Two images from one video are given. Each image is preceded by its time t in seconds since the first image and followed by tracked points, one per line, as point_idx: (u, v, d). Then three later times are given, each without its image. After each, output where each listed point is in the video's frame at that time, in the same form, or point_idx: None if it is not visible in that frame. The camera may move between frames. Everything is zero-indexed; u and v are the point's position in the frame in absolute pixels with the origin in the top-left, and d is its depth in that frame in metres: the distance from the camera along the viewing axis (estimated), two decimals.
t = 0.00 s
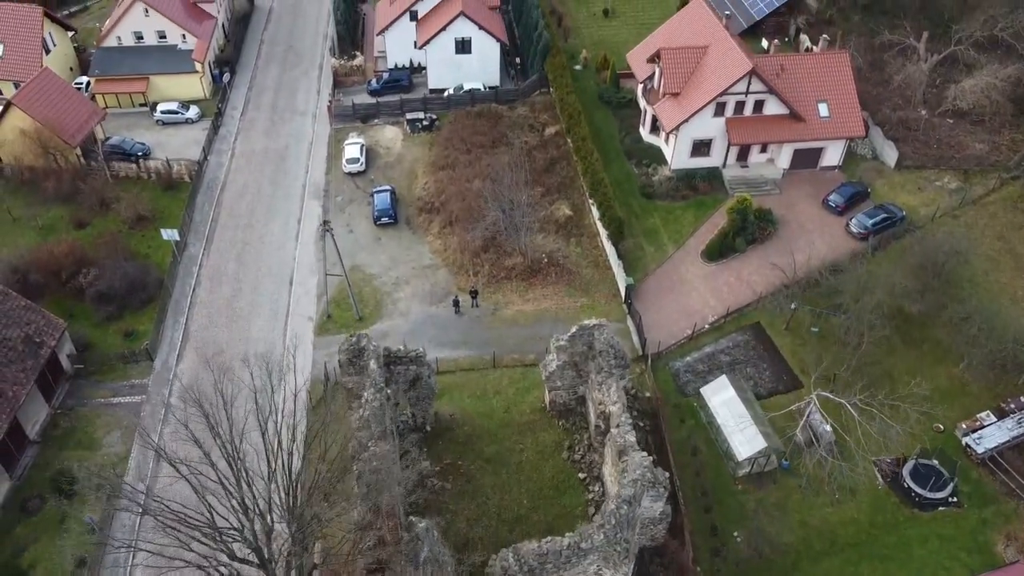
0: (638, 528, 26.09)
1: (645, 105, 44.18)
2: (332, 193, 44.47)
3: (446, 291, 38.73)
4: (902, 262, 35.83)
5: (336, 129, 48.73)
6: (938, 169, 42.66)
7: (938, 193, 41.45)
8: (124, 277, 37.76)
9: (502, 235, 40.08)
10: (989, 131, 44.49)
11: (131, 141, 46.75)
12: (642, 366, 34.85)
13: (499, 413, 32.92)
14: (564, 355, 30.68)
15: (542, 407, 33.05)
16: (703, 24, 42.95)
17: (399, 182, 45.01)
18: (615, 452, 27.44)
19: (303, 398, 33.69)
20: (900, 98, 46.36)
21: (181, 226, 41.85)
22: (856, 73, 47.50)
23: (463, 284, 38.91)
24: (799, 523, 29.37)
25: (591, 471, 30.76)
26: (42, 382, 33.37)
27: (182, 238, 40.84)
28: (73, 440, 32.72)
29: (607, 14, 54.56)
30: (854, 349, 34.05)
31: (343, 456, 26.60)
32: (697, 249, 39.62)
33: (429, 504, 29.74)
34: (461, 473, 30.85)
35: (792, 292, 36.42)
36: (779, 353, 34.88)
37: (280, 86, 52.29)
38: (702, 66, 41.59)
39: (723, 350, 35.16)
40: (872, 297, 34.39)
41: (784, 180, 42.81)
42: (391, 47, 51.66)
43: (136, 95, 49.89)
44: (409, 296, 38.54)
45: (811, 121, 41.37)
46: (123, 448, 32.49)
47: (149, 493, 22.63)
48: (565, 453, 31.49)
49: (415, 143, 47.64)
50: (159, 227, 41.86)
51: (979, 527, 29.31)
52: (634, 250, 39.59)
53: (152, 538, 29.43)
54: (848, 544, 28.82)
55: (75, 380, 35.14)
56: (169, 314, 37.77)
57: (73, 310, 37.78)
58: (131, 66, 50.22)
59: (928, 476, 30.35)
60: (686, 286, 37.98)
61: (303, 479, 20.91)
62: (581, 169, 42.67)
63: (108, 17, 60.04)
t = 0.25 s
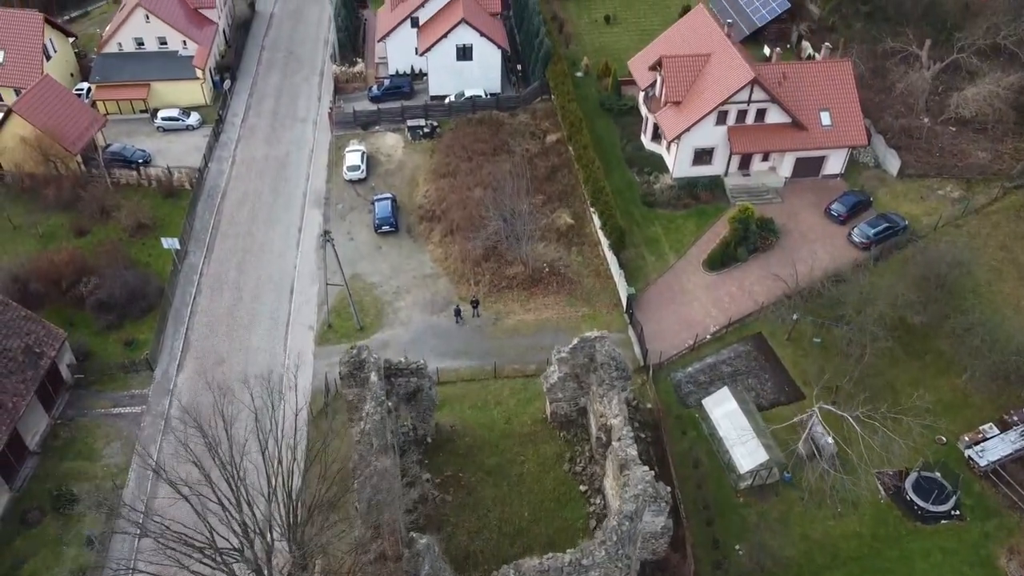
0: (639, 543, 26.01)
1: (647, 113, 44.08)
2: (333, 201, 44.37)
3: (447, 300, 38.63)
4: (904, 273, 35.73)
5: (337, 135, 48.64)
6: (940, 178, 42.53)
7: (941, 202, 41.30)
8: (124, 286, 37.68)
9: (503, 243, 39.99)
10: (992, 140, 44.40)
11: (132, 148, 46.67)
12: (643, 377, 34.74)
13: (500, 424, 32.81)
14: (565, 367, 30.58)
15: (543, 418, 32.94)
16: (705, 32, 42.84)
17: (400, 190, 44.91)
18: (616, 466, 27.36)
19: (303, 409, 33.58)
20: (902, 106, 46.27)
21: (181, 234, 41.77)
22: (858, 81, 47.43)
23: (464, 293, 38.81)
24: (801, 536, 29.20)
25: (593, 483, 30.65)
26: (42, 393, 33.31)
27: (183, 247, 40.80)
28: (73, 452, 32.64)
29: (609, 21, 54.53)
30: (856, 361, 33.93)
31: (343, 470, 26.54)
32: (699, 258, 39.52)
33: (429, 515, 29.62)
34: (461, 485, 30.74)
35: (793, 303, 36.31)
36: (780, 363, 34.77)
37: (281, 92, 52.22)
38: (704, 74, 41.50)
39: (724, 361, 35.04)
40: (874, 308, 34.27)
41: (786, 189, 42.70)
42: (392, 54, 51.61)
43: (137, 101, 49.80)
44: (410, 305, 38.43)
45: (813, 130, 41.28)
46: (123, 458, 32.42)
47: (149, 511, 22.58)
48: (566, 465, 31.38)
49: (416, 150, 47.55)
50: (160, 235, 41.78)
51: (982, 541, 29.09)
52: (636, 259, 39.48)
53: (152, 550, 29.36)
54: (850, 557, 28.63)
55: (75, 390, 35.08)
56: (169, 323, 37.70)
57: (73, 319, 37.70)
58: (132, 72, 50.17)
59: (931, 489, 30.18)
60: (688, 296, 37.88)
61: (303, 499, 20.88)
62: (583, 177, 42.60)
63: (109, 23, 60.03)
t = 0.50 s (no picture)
0: (641, 560, 25.84)
1: (649, 122, 43.94)
2: (334, 210, 44.24)
3: (448, 311, 38.50)
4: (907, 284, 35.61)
5: (338, 143, 48.54)
6: (943, 188, 42.38)
7: (944, 212, 41.14)
8: (125, 296, 37.54)
9: (504, 253, 39.85)
10: (995, 149, 44.25)
11: (133, 156, 46.55)
12: (645, 389, 34.59)
13: (501, 437, 32.68)
14: (567, 381, 30.45)
15: (544, 431, 32.79)
16: (708, 40, 42.70)
17: (402, 198, 44.78)
18: (619, 482, 27.21)
19: (304, 422, 33.48)
20: (905, 115, 46.13)
21: (182, 244, 41.64)
22: (860, 89, 47.28)
23: (465, 303, 38.67)
24: (804, 551, 29.02)
25: (594, 497, 30.51)
26: (43, 405, 33.20)
27: (184, 257, 40.67)
28: (73, 464, 32.51)
29: (610, 28, 54.47)
30: (859, 374, 33.77)
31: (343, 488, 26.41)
32: (701, 268, 39.39)
33: (430, 528, 29.49)
34: (463, 499, 30.60)
35: (796, 314, 36.15)
36: (783, 376, 34.61)
37: (282, 99, 52.11)
38: (706, 83, 41.36)
39: (727, 373, 34.90)
40: (877, 320, 34.11)
41: (789, 198, 42.57)
42: (394, 61, 51.50)
43: (138, 108, 49.68)
44: (411, 315, 38.31)
45: (815, 139, 41.16)
46: (123, 471, 32.30)
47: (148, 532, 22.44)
48: (568, 479, 31.22)
49: (418, 158, 47.44)
50: (161, 245, 41.67)
51: (986, 556, 28.87)
52: (638, 269, 39.34)
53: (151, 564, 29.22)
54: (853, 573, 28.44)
55: (75, 400, 34.97)
56: (170, 334, 37.60)
57: (74, 329, 37.58)
58: (132, 80, 50.06)
59: (935, 503, 29.85)
60: (690, 307, 37.75)
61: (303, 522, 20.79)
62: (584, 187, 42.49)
63: (110, 29, 59.96)
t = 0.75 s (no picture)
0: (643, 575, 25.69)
1: (651, 130, 43.82)
2: (335, 217, 44.12)
3: (449, 320, 38.36)
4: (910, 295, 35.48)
5: (339, 150, 48.42)
6: (946, 196, 42.22)
7: (947, 221, 40.98)
8: (125, 305, 37.42)
9: (505, 262, 39.72)
10: (998, 157, 44.08)
11: (133, 162, 46.42)
12: (647, 399, 34.45)
13: (503, 448, 32.54)
14: (569, 393, 30.33)
15: (546, 443, 32.66)
16: (710, 48, 42.57)
17: (402, 205, 44.64)
18: (621, 496, 27.08)
19: (304, 432, 33.38)
20: (907, 122, 46.01)
21: (182, 251, 41.53)
22: (863, 96, 47.14)
23: (466, 312, 38.53)
24: (807, 564, 28.84)
25: (596, 509, 30.37)
26: (42, 416, 33.09)
27: (184, 265, 40.54)
28: (73, 475, 32.38)
29: (612, 34, 54.43)
30: (862, 385, 33.62)
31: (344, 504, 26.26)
32: (703, 277, 39.27)
33: (430, 541, 29.34)
34: (464, 511, 30.47)
35: (798, 324, 36.02)
36: (786, 386, 34.46)
37: (283, 105, 52.00)
38: (708, 91, 41.23)
39: (729, 383, 34.75)
40: (880, 331, 33.96)
41: (791, 207, 42.44)
42: (395, 67, 51.41)
43: (138, 115, 49.53)
44: (412, 324, 38.19)
45: (818, 147, 41.04)
46: (123, 482, 32.18)
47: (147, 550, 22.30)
48: (569, 491, 31.08)
49: (419, 164, 47.31)
50: (161, 253, 41.56)
51: (990, 570, 28.67)
52: (639, 278, 39.20)
53: None
54: None
55: (74, 410, 34.86)
56: (170, 343, 37.50)
57: (74, 338, 37.46)
58: (133, 86, 49.95)
59: (939, 517, 29.58)
60: (692, 317, 37.62)
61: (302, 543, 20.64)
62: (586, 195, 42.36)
63: (111, 34, 59.85)
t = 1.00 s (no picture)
0: None
1: (653, 138, 43.67)
2: (337, 225, 43.95)
3: (451, 330, 38.17)
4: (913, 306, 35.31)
5: (340, 157, 48.25)
6: (950, 205, 42.02)
7: (950, 230, 40.78)
8: (125, 315, 37.24)
9: (507, 271, 39.56)
10: (1001, 165, 43.87)
11: (133, 170, 46.26)
12: (650, 411, 34.25)
13: (505, 460, 32.38)
14: (571, 406, 30.16)
15: (548, 455, 32.49)
16: (713, 56, 42.41)
17: (404, 214, 44.46)
18: (624, 511, 26.92)
19: (304, 444, 33.19)
20: (910, 130, 45.90)
21: (183, 260, 41.38)
22: (866, 104, 46.99)
23: (468, 322, 38.35)
24: None
25: (598, 523, 30.23)
26: (42, 427, 32.93)
27: (184, 274, 40.38)
28: (73, 487, 32.20)
29: (615, 40, 54.36)
30: (866, 398, 33.43)
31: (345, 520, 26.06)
32: (705, 287, 39.10)
33: (431, 554, 29.15)
34: (465, 525, 30.31)
35: (802, 336, 35.85)
36: (789, 398, 34.26)
37: (284, 111, 51.86)
38: (711, 99, 41.06)
39: (732, 395, 34.56)
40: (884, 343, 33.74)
41: (794, 216, 42.26)
42: (396, 74, 51.27)
43: (138, 121, 49.37)
44: (414, 334, 38.00)
45: (821, 156, 40.87)
46: (123, 494, 32.00)
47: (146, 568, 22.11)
48: (571, 505, 30.90)
49: (420, 172, 47.15)
50: (162, 262, 41.40)
51: None
52: (642, 288, 39.04)
53: None
54: None
55: (74, 421, 34.70)
56: (171, 352, 37.35)
57: (74, 348, 37.29)
58: (133, 92, 49.78)
59: (943, 531, 29.37)
60: (694, 327, 37.44)
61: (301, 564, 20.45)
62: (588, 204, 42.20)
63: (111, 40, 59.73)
